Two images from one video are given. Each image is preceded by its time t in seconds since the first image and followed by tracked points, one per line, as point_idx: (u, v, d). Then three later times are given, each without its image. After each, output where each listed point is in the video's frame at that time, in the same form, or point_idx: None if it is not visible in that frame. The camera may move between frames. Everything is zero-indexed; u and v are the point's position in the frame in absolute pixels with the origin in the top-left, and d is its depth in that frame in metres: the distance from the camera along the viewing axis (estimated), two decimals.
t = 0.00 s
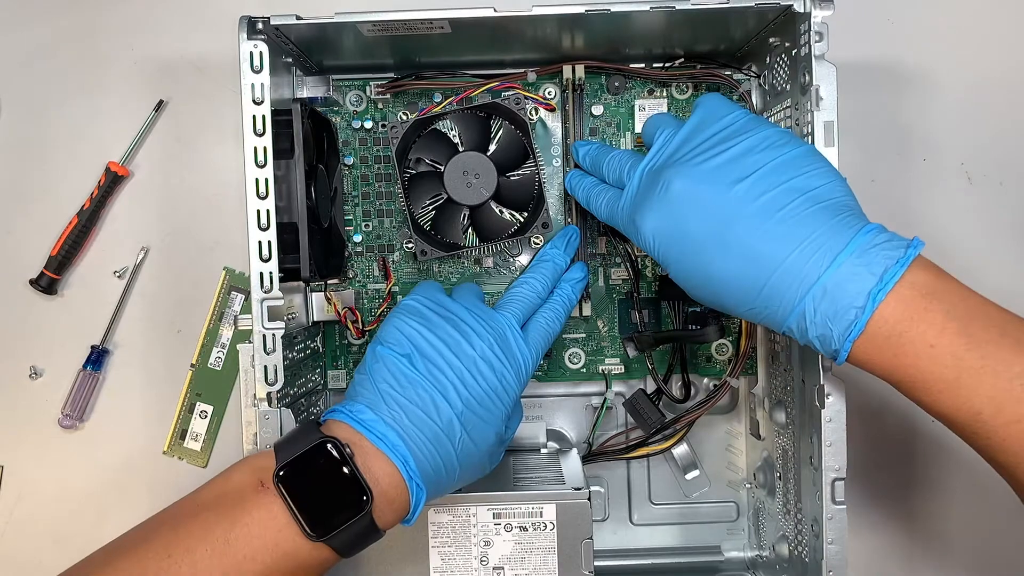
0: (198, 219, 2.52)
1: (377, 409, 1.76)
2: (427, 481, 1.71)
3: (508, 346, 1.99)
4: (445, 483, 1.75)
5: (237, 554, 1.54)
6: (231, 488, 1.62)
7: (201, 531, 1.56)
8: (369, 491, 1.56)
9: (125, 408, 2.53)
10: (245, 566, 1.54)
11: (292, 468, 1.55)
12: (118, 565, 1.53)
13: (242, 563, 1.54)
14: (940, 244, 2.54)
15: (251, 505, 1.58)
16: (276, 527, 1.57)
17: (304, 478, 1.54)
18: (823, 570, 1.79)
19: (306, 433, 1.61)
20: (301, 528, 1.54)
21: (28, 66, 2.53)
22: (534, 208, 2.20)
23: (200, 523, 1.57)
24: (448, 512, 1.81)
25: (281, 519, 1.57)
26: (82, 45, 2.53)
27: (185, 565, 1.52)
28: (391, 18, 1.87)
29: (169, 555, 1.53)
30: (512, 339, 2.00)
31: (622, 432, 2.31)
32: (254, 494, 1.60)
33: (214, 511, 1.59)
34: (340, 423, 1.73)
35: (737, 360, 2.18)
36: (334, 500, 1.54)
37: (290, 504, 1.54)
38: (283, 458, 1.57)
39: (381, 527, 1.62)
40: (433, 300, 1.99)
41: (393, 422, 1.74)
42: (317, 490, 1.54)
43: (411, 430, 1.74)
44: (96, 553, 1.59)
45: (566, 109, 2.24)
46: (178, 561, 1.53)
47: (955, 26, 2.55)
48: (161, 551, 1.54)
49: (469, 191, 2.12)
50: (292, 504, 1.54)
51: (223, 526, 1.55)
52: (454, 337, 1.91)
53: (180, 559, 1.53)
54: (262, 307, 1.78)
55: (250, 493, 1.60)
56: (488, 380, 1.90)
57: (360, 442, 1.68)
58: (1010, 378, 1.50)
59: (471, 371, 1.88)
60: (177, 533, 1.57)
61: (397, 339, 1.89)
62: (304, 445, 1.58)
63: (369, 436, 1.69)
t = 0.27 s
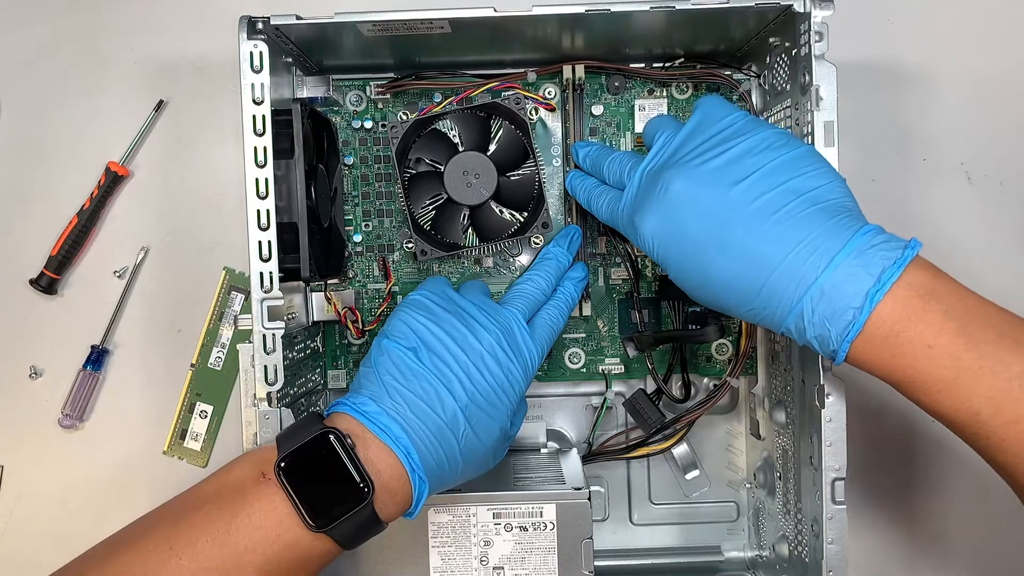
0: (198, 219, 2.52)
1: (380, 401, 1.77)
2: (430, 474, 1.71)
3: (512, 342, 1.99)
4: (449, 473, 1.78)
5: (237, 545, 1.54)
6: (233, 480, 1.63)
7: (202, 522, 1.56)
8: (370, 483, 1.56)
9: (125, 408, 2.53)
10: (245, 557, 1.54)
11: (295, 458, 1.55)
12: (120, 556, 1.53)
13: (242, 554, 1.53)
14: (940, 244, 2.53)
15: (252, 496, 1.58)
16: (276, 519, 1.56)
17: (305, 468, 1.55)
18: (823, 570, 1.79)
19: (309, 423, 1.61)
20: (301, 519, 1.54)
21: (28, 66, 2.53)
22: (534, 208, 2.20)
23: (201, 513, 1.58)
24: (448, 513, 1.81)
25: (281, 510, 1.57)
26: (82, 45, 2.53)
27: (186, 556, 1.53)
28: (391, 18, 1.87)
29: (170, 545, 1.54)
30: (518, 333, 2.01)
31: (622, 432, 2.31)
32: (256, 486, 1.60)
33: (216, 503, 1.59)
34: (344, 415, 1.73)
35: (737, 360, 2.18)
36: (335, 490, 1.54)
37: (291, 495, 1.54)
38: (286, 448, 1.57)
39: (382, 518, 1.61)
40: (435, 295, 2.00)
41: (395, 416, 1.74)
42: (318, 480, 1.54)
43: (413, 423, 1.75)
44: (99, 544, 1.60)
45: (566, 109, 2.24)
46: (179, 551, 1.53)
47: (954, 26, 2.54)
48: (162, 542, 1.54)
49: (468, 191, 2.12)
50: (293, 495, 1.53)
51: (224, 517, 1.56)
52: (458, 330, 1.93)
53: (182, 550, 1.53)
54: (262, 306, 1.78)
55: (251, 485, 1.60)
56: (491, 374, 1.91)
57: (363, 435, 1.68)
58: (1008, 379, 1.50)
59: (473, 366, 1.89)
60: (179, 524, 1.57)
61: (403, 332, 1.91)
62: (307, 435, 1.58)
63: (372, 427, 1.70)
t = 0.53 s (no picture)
0: (198, 219, 2.52)
1: (382, 402, 1.77)
2: (432, 476, 1.70)
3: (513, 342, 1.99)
4: (451, 474, 1.76)
5: (240, 547, 1.53)
6: (234, 483, 1.62)
7: (204, 525, 1.55)
8: (372, 484, 1.55)
9: (125, 408, 2.53)
10: (247, 560, 1.53)
11: (297, 462, 1.54)
12: (121, 560, 1.52)
13: (244, 556, 1.53)
14: (940, 243, 2.53)
15: (254, 499, 1.58)
16: (278, 521, 1.56)
17: (308, 470, 1.54)
18: (823, 570, 1.79)
19: (309, 425, 1.60)
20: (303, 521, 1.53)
21: (28, 66, 2.53)
22: (534, 208, 2.20)
23: (202, 517, 1.57)
24: (448, 513, 1.81)
25: (283, 512, 1.57)
26: (82, 45, 2.53)
27: (188, 558, 1.52)
28: (391, 18, 1.87)
29: (172, 548, 1.53)
30: (519, 333, 2.02)
31: (622, 432, 2.31)
32: (257, 488, 1.60)
33: (217, 505, 1.58)
34: (346, 416, 1.72)
35: (737, 360, 2.18)
36: (337, 491, 1.54)
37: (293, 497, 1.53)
38: (287, 450, 1.56)
39: (384, 520, 1.60)
40: (436, 295, 2.00)
41: (397, 417, 1.74)
42: (320, 482, 1.54)
43: (414, 423, 1.75)
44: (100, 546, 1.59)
45: (566, 109, 2.24)
46: (180, 554, 1.52)
47: (954, 26, 2.54)
48: (164, 545, 1.54)
49: (468, 191, 2.13)
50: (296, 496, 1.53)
51: (227, 520, 1.55)
52: (460, 330, 1.93)
53: (183, 552, 1.53)
54: (262, 307, 1.78)
55: (252, 487, 1.60)
56: (492, 373, 1.91)
57: (365, 436, 1.67)
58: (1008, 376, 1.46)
59: (474, 366, 1.89)
60: (180, 526, 1.56)
61: (405, 333, 1.91)
62: (308, 437, 1.57)
63: (374, 427, 1.69)
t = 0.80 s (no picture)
0: (198, 219, 2.52)
1: (385, 407, 1.78)
2: (438, 480, 1.72)
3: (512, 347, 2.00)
4: (457, 477, 1.77)
5: (247, 558, 1.54)
6: (238, 493, 1.62)
7: (209, 536, 1.55)
8: (379, 494, 1.56)
9: (125, 408, 2.53)
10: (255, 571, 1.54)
11: (303, 471, 1.55)
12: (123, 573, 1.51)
13: (251, 568, 1.54)
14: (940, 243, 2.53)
15: (260, 510, 1.59)
16: (285, 530, 1.57)
17: (315, 479, 1.55)
18: (823, 570, 1.79)
19: (313, 435, 1.61)
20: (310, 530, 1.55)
21: (28, 66, 2.53)
22: (534, 208, 2.20)
23: (207, 528, 1.57)
24: (448, 513, 1.81)
25: (290, 522, 1.58)
26: (81, 46, 2.53)
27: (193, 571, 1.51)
28: (391, 18, 1.87)
29: (176, 561, 1.52)
30: (518, 337, 2.02)
31: (622, 432, 2.31)
32: (262, 499, 1.60)
33: (222, 516, 1.58)
34: (349, 423, 1.74)
35: (737, 360, 2.18)
36: (345, 500, 1.55)
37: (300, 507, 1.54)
38: (291, 460, 1.57)
39: (389, 526, 1.62)
40: (434, 299, 1.99)
41: (400, 423, 1.75)
42: (328, 492, 1.55)
43: (418, 428, 1.76)
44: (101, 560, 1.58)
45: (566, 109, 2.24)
46: (186, 566, 1.51)
47: (954, 26, 2.54)
48: (168, 558, 1.52)
49: (469, 191, 2.13)
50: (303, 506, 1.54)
51: (232, 531, 1.56)
52: (460, 335, 1.92)
53: (188, 565, 1.52)
54: (262, 306, 1.78)
55: (257, 498, 1.61)
56: (492, 376, 1.91)
57: (368, 442, 1.69)
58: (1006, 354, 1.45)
59: (475, 369, 1.90)
60: (184, 538, 1.56)
61: (404, 338, 1.91)
62: (313, 446, 1.58)
63: (378, 433, 1.71)
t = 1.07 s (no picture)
0: (198, 219, 2.52)
1: (389, 431, 1.75)
2: (439, 506, 1.72)
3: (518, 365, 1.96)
4: (462, 496, 1.77)
5: None
6: (241, 517, 1.56)
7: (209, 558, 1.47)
8: (381, 516, 1.56)
9: (126, 408, 2.53)
10: None
11: (309, 496, 1.52)
12: None
13: None
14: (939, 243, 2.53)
15: (265, 536, 1.53)
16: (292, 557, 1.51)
17: (321, 507, 1.52)
18: (823, 570, 1.79)
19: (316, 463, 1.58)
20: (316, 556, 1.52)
21: (28, 66, 2.53)
22: (534, 208, 2.20)
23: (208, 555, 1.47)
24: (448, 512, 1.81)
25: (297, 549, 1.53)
26: (81, 46, 2.53)
27: None
28: (391, 17, 1.87)
29: None
30: (521, 355, 1.99)
31: (622, 433, 2.31)
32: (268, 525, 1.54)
33: (225, 541, 1.51)
34: (352, 444, 1.71)
35: (737, 360, 2.18)
36: (351, 527, 1.52)
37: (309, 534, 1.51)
38: (297, 487, 1.54)
39: (392, 549, 1.62)
40: (437, 316, 1.95)
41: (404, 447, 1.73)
42: (335, 519, 1.52)
43: (422, 454, 1.73)
44: None
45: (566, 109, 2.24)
46: None
47: (954, 26, 2.54)
48: None
49: (469, 191, 2.13)
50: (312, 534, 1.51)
51: (238, 558, 1.48)
52: (463, 355, 1.89)
53: None
54: (263, 306, 1.78)
55: (262, 523, 1.55)
56: (497, 399, 1.89)
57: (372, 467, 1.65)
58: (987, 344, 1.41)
59: (479, 393, 1.86)
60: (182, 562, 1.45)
61: (409, 358, 1.87)
62: (317, 473, 1.56)
63: (383, 459, 1.68)
